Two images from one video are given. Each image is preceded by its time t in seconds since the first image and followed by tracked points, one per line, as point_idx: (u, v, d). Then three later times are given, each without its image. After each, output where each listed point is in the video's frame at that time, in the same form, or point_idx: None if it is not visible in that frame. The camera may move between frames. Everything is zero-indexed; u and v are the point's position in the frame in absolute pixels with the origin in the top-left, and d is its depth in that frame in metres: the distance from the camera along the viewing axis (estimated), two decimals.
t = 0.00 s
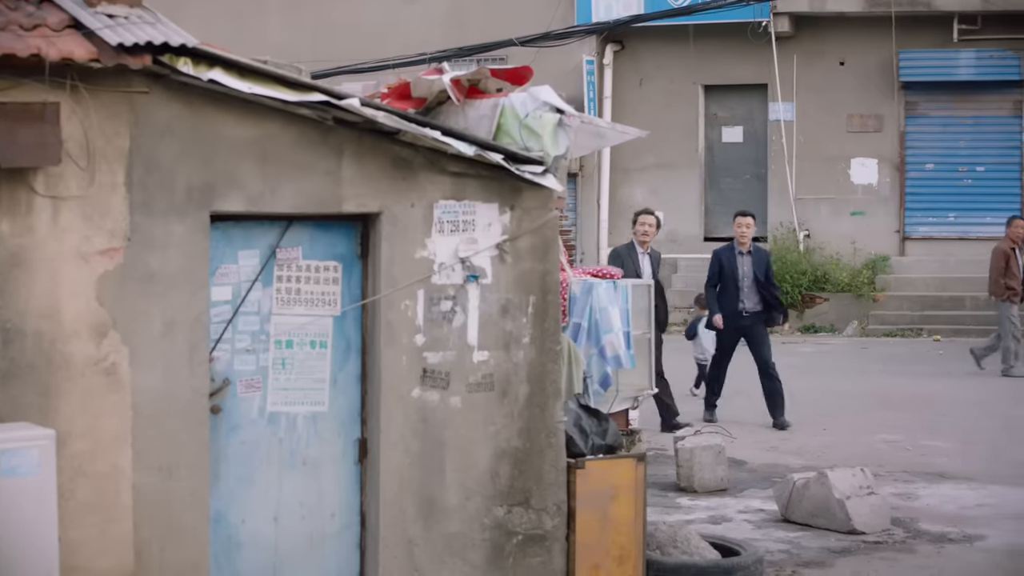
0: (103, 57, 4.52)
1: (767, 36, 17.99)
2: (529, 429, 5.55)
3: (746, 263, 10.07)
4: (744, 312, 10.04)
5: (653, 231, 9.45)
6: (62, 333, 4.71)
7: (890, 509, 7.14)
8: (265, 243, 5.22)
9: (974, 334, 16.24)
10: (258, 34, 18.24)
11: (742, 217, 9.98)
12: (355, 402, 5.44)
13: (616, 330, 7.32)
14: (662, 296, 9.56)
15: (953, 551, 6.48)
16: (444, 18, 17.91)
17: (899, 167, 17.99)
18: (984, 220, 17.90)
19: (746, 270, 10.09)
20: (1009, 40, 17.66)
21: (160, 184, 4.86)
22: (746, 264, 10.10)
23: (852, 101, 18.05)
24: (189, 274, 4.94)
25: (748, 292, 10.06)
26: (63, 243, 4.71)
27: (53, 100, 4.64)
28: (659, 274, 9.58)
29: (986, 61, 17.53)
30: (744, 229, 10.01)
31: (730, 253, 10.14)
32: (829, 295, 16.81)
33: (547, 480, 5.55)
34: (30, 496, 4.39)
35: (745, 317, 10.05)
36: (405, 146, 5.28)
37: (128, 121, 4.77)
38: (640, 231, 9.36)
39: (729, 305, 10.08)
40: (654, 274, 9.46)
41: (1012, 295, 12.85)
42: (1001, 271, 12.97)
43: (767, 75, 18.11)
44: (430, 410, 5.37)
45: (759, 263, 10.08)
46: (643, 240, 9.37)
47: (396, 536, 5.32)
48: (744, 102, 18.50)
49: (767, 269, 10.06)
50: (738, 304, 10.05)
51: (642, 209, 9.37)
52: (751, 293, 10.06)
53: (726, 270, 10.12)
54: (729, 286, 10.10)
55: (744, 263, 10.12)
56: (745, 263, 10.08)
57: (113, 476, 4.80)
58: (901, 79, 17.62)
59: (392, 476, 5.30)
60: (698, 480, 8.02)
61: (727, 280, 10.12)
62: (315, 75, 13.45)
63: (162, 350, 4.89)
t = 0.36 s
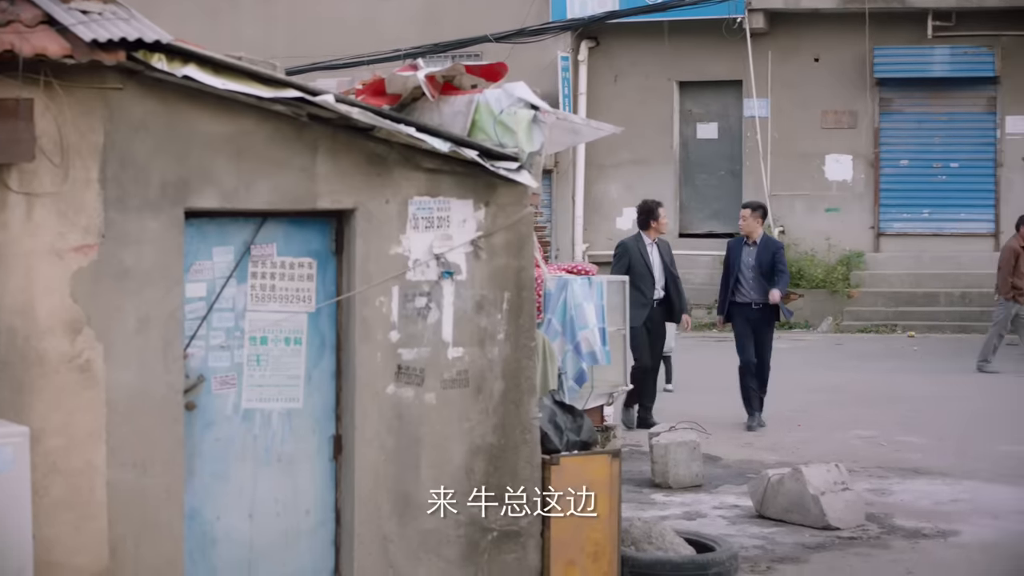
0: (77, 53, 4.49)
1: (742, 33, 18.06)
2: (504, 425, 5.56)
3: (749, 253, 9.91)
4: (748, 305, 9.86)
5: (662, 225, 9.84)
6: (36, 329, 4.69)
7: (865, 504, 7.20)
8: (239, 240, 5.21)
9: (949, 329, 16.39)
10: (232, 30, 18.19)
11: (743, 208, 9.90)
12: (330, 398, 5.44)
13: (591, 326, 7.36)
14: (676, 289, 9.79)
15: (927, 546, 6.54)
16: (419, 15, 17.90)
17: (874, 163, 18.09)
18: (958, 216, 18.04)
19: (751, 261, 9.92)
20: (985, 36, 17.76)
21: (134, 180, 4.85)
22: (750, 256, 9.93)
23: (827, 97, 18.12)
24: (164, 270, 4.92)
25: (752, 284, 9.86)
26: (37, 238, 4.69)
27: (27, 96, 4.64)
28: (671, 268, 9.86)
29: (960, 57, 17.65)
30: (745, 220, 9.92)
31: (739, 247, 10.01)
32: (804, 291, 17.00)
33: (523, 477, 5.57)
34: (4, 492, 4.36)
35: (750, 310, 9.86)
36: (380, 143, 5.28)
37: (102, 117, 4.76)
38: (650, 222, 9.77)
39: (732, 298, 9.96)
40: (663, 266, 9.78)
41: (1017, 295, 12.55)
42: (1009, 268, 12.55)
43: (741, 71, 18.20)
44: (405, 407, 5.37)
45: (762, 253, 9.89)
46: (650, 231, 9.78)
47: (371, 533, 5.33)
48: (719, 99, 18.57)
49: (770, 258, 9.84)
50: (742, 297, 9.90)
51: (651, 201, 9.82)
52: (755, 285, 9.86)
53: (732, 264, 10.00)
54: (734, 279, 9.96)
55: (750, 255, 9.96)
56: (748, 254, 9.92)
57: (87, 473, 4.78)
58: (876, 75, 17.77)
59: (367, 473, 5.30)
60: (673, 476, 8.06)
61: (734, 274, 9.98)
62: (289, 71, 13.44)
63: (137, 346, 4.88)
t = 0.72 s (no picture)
0: (47, 50, 4.46)
1: (714, 30, 18.17)
2: (476, 423, 5.56)
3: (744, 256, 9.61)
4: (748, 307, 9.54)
5: (661, 228, 9.39)
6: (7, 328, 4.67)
7: (837, 501, 7.26)
8: (211, 237, 5.19)
9: (921, 327, 16.61)
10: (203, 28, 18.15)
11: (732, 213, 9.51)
12: (302, 396, 5.43)
13: (562, 324, 7.38)
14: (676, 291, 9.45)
15: (899, 543, 6.60)
16: (391, 12, 17.87)
17: (846, 161, 18.19)
18: (930, 213, 18.10)
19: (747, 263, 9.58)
20: (957, 34, 17.86)
21: (106, 178, 4.83)
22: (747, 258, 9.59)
23: (799, 95, 18.23)
24: (136, 268, 4.89)
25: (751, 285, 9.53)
26: (8, 237, 4.67)
27: None
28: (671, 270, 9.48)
29: (932, 55, 17.71)
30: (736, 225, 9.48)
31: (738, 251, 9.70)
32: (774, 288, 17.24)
33: (495, 474, 5.57)
34: None
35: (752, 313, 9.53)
36: (351, 140, 5.27)
37: (74, 115, 4.74)
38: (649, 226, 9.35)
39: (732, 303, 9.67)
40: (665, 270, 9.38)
41: None
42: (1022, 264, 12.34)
43: (713, 68, 18.31)
44: (377, 405, 5.37)
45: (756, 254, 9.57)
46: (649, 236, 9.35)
47: (344, 531, 5.33)
48: (691, 96, 18.71)
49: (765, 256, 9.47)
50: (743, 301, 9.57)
51: (649, 204, 9.40)
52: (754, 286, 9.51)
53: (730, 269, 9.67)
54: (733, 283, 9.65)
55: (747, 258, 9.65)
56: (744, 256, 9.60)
57: (59, 471, 4.77)
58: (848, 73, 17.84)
59: (339, 471, 5.30)
60: (646, 473, 8.09)
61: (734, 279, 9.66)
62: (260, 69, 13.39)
63: (108, 344, 4.85)
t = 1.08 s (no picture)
0: (18, 49, 4.42)
1: (686, 29, 18.31)
2: (448, 421, 5.57)
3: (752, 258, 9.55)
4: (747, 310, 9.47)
5: (665, 225, 9.42)
6: None
7: (809, 499, 7.32)
8: (183, 236, 5.18)
9: (893, 325, 16.78)
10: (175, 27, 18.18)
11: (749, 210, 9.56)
12: (274, 395, 5.42)
13: (534, 322, 7.40)
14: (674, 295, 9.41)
15: (871, 541, 6.66)
16: (363, 11, 17.89)
17: (818, 159, 18.30)
18: (902, 212, 18.24)
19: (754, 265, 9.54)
20: (928, 33, 18.03)
21: (77, 176, 4.80)
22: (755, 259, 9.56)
23: (771, 93, 18.38)
24: (108, 267, 4.87)
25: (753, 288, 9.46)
26: None
27: None
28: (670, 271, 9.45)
29: (903, 53, 17.88)
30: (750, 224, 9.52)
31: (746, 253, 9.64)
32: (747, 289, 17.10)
33: (468, 473, 5.58)
34: None
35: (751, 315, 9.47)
36: (323, 139, 5.27)
37: (45, 114, 4.71)
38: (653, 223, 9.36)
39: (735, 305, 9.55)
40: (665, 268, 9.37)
41: None
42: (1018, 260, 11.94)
43: (686, 67, 18.44)
44: (349, 403, 5.37)
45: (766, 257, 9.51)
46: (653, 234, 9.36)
47: (316, 530, 5.32)
48: (663, 95, 18.87)
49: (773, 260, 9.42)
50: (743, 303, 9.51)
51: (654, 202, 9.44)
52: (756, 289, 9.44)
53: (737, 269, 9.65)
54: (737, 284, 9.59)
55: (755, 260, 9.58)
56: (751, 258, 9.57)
57: (30, 471, 4.74)
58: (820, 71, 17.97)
59: (312, 469, 5.30)
60: (618, 471, 8.12)
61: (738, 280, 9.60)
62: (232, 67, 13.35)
63: (79, 343, 4.83)
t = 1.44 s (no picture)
0: None
1: (657, 27, 18.43)
2: (420, 420, 5.57)
3: (774, 254, 9.30)
4: (765, 308, 9.26)
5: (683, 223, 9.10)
6: None
7: (780, 497, 7.36)
8: (154, 234, 5.16)
9: (863, 322, 16.90)
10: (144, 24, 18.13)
11: (774, 203, 9.18)
12: (245, 393, 5.40)
13: (505, 322, 7.46)
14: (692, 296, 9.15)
15: (842, 538, 6.71)
16: (334, 8, 17.88)
17: (789, 157, 18.47)
18: (873, 210, 18.40)
19: (775, 260, 9.28)
20: (899, 31, 18.12)
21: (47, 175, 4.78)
22: (776, 254, 9.30)
23: (742, 91, 18.50)
24: (78, 266, 4.84)
25: (773, 285, 9.26)
26: None
27: None
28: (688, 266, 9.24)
29: (874, 52, 18.00)
30: (780, 216, 9.17)
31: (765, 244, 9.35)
32: (719, 285, 17.29)
33: (439, 471, 5.59)
34: None
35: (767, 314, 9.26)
36: (295, 137, 5.25)
37: (15, 112, 4.68)
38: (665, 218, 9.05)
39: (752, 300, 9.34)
40: (682, 265, 9.14)
41: None
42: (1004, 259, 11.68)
43: (657, 64, 18.57)
44: (320, 402, 5.36)
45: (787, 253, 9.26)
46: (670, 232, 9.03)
47: (287, 529, 5.32)
48: (634, 93, 19.00)
49: (797, 260, 9.19)
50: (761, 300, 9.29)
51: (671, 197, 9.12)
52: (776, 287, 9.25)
53: (755, 261, 9.37)
54: (755, 278, 9.36)
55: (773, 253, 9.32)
56: (772, 253, 9.30)
57: None
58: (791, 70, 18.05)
59: (283, 468, 5.29)
60: (589, 470, 8.15)
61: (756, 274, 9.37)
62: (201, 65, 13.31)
63: (49, 343, 4.80)
